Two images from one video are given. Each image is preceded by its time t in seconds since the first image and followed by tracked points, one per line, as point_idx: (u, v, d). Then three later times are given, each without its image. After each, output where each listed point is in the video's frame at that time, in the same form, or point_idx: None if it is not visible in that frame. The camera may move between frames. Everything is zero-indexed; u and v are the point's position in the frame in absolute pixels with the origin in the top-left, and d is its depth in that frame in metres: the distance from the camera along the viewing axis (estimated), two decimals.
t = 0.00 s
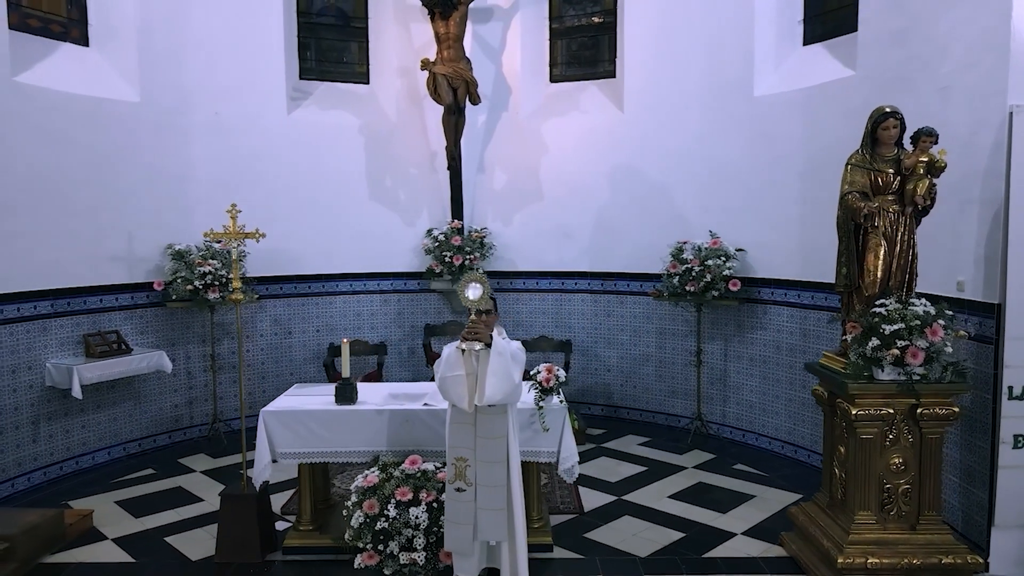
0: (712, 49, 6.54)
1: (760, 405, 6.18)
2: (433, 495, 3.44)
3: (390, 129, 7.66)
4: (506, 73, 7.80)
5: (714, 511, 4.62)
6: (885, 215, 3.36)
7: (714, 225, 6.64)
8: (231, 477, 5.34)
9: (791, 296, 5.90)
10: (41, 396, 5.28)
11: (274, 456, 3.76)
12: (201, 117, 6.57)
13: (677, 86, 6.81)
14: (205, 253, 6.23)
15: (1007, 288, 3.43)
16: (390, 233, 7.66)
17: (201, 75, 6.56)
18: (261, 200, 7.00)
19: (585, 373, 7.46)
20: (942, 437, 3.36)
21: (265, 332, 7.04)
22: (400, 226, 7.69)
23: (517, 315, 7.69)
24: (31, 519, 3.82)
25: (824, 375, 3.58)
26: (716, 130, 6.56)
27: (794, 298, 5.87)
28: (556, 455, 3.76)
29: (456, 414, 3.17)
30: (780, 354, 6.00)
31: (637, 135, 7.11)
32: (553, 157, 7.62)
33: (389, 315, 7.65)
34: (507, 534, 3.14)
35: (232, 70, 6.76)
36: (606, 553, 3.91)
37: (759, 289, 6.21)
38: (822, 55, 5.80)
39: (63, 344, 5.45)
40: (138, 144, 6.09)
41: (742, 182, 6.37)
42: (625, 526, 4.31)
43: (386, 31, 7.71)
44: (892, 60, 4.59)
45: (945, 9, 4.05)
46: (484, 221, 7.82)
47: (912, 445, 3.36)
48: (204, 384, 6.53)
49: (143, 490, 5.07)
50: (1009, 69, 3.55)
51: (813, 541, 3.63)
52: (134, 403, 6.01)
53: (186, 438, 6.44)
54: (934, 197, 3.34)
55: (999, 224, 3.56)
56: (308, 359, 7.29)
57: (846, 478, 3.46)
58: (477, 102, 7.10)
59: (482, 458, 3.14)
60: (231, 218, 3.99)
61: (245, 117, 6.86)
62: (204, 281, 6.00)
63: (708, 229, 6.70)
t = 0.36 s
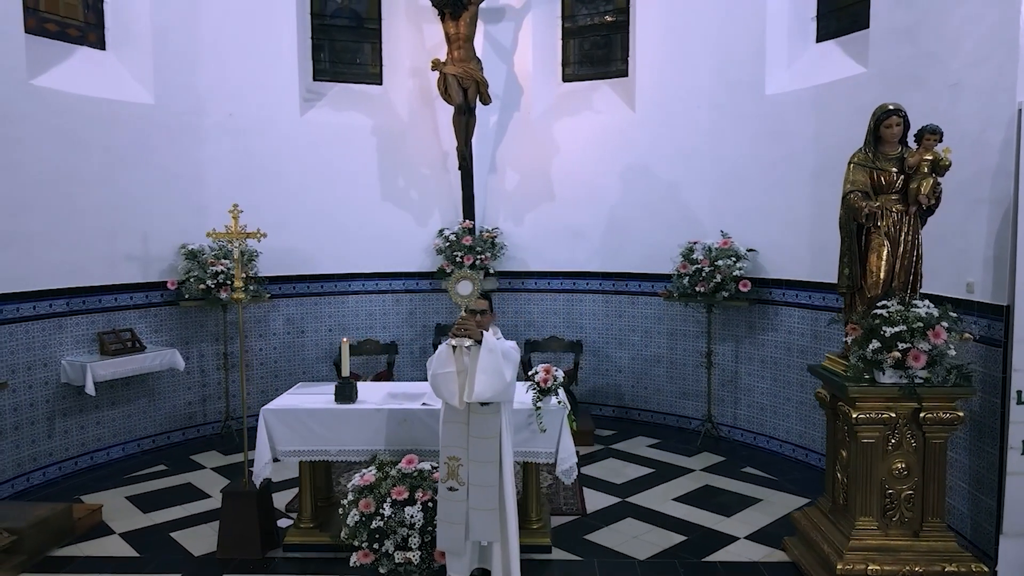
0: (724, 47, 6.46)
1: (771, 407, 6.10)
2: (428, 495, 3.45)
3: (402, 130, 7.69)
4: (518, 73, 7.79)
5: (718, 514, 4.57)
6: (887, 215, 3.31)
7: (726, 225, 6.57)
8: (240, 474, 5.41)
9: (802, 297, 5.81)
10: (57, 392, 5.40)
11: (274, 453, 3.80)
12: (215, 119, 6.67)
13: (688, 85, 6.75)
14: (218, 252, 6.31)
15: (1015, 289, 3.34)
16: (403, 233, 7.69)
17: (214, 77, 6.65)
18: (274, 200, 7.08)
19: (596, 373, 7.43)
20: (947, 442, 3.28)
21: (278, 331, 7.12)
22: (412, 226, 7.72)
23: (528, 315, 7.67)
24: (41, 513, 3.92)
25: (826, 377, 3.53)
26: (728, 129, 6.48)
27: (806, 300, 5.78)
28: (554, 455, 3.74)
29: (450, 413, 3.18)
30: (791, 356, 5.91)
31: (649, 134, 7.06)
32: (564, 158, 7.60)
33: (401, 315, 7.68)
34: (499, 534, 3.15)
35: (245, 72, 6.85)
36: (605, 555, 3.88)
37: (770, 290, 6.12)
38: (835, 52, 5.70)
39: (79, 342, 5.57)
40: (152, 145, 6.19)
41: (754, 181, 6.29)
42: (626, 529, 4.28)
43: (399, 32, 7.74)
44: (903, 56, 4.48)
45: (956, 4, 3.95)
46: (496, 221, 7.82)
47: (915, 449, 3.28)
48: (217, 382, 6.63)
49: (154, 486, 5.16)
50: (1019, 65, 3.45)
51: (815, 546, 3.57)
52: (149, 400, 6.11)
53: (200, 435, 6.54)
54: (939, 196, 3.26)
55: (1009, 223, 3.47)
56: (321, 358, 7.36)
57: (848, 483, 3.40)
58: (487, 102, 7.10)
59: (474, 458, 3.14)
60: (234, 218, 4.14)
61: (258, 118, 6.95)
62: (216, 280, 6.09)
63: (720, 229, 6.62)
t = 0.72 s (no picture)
0: (736, 44, 6.39)
1: (781, 409, 6.02)
2: (424, 494, 3.46)
3: (414, 130, 7.73)
4: (529, 73, 7.78)
5: (723, 517, 4.52)
6: (889, 216, 3.25)
7: (737, 225, 6.49)
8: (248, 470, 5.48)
9: (814, 298, 5.72)
10: (72, 388, 5.51)
11: (275, 452, 3.84)
12: (229, 121, 6.77)
13: (700, 83, 6.68)
14: (231, 252, 6.40)
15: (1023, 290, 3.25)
16: (414, 234, 7.72)
17: (229, 79, 6.75)
18: (287, 201, 7.17)
19: (608, 374, 7.39)
20: (951, 447, 3.20)
21: (291, 330, 7.19)
22: (424, 226, 7.75)
23: (539, 315, 7.66)
24: (50, 507, 4.01)
25: (827, 380, 3.46)
26: (740, 128, 6.40)
27: (817, 300, 5.69)
28: (552, 455, 3.73)
29: (442, 413, 3.19)
30: (802, 357, 5.83)
31: (661, 133, 7.00)
32: (575, 157, 7.57)
33: (412, 315, 7.71)
34: (491, 535, 3.15)
35: (259, 74, 6.94)
36: (604, 557, 3.86)
37: (782, 291, 6.04)
38: (847, 48, 5.60)
39: (94, 340, 5.69)
40: (166, 147, 6.30)
41: (765, 181, 6.21)
42: (628, 531, 4.25)
43: (411, 33, 7.78)
44: (914, 53, 4.39)
45: None
46: (508, 221, 7.82)
47: (918, 454, 3.21)
48: (230, 380, 6.72)
49: (164, 482, 5.25)
50: None
51: (815, 551, 3.51)
52: (163, 397, 6.22)
53: (213, 432, 6.63)
54: (944, 195, 3.18)
55: (1017, 223, 3.38)
56: (333, 357, 7.42)
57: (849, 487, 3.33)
58: (498, 102, 7.11)
59: (467, 458, 3.15)
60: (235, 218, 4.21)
61: (271, 120, 7.04)
62: (228, 279, 6.18)
63: (731, 229, 6.55)
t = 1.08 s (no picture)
0: (747, 41, 6.31)
1: (792, 411, 5.93)
2: (420, 493, 3.48)
3: (426, 130, 7.75)
4: (541, 72, 7.76)
5: (727, 520, 4.47)
6: (890, 216, 3.19)
7: (749, 224, 6.41)
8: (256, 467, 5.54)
9: (825, 298, 5.63)
10: (86, 385, 5.63)
11: (276, 450, 3.89)
12: (242, 122, 6.86)
13: (711, 81, 6.60)
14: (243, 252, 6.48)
15: None
16: (426, 233, 7.75)
17: (242, 80, 6.84)
18: (300, 201, 7.24)
19: (619, 375, 7.34)
20: (953, 452, 3.12)
21: (303, 328, 7.26)
22: (435, 226, 7.77)
23: (550, 315, 7.64)
24: (59, 502, 4.09)
25: (827, 382, 3.41)
26: (751, 126, 6.32)
27: (829, 301, 5.60)
28: (550, 457, 3.73)
29: (435, 412, 3.21)
30: (814, 359, 5.74)
31: (672, 132, 6.94)
32: (587, 157, 7.53)
33: (423, 314, 7.74)
34: (484, 535, 3.15)
35: (271, 75, 7.02)
36: (603, 559, 3.84)
37: (793, 291, 5.96)
38: (860, 45, 5.51)
39: (108, 337, 5.80)
40: (180, 148, 6.40)
41: (777, 180, 6.12)
42: (629, 533, 4.22)
43: (424, 33, 7.81)
44: (925, 49, 4.30)
45: None
46: (519, 221, 7.81)
47: (919, 459, 3.14)
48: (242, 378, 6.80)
49: (174, 478, 5.34)
50: None
51: (815, 557, 3.45)
52: (176, 394, 6.32)
53: (226, 429, 6.72)
54: (946, 194, 3.12)
55: None
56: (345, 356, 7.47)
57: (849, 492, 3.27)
58: (508, 101, 7.10)
59: (459, 458, 3.15)
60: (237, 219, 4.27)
61: (283, 121, 7.11)
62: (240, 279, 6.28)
63: (743, 229, 6.47)
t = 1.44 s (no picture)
0: (759, 39, 6.23)
1: (803, 414, 5.85)
2: (415, 492, 3.49)
3: (438, 130, 7.77)
4: (553, 71, 7.73)
5: (731, 522, 4.41)
6: (891, 215, 3.14)
7: (760, 224, 6.33)
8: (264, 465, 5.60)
9: (836, 300, 5.54)
10: (100, 382, 5.74)
11: (277, 447, 3.93)
12: (255, 123, 6.94)
13: (723, 79, 6.53)
14: (254, 251, 6.57)
15: None
16: (437, 233, 7.77)
17: (256, 82, 6.92)
18: (312, 201, 7.30)
19: (629, 375, 7.30)
20: (955, 457, 3.05)
21: (315, 328, 7.32)
22: (447, 226, 7.79)
23: (561, 315, 7.62)
24: (68, 496, 4.18)
25: (827, 385, 3.35)
26: (763, 125, 6.25)
27: (840, 302, 5.51)
28: (547, 457, 3.72)
29: (429, 411, 3.22)
30: (824, 361, 5.65)
31: (684, 131, 6.88)
32: (598, 156, 7.49)
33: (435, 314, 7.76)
34: (477, 534, 3.15)
35: (284, 77, 7.09)
36: (601, 561, 3.82)
37: (804, 293, 5.88)
38: (872, 41, 5.42)
39: (122, 335, 5.90)
40: (193, 149, 6.49)
41: (789, 179, 6.04)
42: (630, 535, 4.19)
43: (436, 33, 7.83)
44: (935, 45, 4.21)
45: None
46: (530, 221, 7.80)
47: (920, 464, 3.07)
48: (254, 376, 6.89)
49: (184, 474, 5.42)
50: None
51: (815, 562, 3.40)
52: (189, 392, 6.41)
53: (238, 427, 6.81)
54: (949, 193, 3.06)
55: None
56: (357, 355, 7.52)
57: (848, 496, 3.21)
58: (518, 101, 7.10)
59: (452, 457, 3.16)
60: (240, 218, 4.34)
61: (296, 122, 7.18)
62: (252, 278, 6.38)
63: (755, 229, 6.38)
